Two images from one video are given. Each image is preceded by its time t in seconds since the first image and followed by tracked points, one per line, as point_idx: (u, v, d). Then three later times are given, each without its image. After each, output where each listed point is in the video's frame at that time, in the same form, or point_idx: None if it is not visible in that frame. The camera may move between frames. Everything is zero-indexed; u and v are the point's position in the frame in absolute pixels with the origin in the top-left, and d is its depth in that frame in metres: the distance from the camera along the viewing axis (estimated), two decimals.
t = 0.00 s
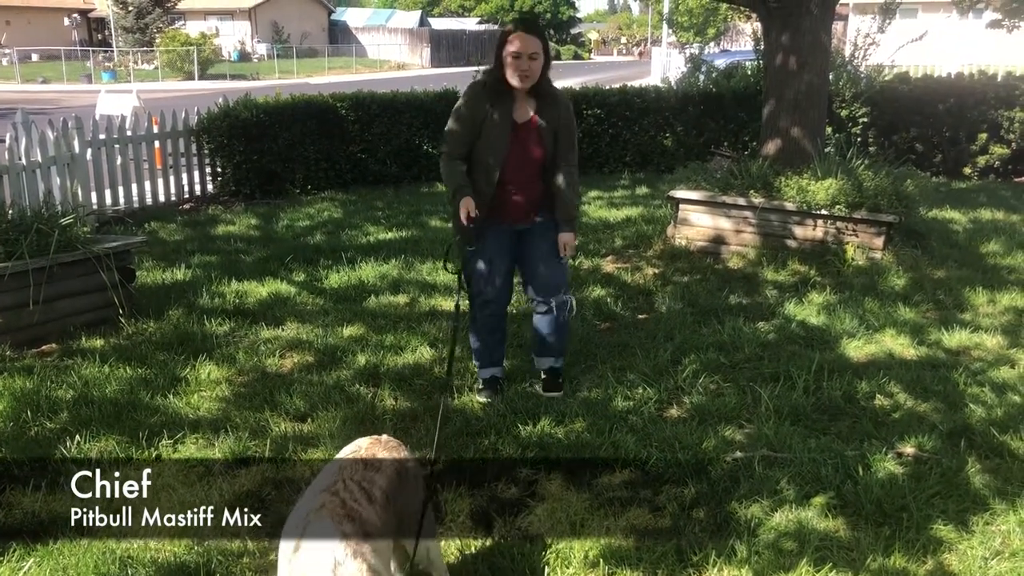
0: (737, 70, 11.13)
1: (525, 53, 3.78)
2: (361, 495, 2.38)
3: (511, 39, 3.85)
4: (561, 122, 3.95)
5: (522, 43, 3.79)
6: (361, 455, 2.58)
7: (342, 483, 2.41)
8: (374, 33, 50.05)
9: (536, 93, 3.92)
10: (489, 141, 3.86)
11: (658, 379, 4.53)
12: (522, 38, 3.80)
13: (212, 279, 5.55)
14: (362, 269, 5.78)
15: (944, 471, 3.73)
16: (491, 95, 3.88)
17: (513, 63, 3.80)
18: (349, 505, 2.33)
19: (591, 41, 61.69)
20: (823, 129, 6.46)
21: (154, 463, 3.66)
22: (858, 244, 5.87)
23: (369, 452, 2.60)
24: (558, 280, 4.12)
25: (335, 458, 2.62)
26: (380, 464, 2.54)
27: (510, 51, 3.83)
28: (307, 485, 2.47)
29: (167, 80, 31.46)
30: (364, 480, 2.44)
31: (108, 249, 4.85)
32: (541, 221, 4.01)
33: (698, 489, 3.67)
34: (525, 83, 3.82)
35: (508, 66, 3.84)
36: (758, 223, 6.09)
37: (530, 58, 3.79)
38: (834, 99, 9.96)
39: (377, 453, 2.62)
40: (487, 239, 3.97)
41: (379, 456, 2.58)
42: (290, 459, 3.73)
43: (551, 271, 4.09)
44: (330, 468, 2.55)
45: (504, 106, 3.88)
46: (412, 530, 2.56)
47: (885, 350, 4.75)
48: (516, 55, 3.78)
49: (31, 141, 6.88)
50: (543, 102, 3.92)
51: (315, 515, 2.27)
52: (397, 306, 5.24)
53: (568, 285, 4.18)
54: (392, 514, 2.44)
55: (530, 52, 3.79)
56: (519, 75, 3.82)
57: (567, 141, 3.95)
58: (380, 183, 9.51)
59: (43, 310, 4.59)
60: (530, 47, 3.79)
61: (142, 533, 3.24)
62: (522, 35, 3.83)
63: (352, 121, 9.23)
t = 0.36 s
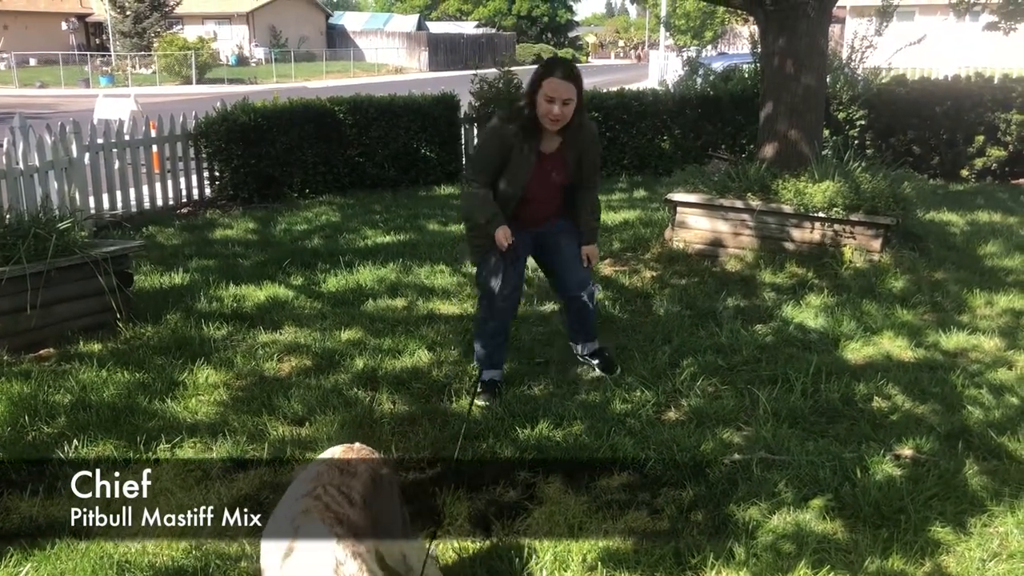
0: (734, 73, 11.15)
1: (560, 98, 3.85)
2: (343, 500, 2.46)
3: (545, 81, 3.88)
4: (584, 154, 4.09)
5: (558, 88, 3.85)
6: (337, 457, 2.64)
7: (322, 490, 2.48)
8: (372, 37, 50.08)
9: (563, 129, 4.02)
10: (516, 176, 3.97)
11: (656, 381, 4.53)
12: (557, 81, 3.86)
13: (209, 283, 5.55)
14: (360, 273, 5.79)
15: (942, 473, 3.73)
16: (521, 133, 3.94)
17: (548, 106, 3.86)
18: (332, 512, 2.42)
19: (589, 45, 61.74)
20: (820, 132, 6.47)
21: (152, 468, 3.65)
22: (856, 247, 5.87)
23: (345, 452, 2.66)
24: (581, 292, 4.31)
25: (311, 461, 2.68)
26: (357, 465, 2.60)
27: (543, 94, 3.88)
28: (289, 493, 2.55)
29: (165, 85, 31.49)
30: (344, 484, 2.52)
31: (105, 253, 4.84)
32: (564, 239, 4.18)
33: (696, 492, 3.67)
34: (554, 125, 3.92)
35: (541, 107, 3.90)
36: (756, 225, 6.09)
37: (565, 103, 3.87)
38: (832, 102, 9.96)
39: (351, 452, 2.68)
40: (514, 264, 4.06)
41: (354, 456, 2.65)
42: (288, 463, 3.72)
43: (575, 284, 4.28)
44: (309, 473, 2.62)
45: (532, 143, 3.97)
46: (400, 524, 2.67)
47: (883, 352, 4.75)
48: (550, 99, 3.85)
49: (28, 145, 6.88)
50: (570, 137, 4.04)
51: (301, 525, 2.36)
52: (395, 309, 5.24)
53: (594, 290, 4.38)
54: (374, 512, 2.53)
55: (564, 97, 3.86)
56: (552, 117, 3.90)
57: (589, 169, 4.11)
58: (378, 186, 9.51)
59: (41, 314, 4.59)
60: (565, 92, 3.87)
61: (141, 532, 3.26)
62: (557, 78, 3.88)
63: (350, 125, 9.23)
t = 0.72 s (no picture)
0: (729, 76, 11.17)
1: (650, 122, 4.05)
2: (334, 498, 2.53)
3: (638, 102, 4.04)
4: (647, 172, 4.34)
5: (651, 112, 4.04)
6: (324, 459, 2.71)
7: (312, 489, 2.54)
8: (368, 41, 50.11)
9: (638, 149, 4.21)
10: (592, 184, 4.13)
11: (653, 384, 4.54)
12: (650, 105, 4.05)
13: (205, 288, 5.55)
14: (356, 277, 5.78)
15: (938, 474, 3.74)
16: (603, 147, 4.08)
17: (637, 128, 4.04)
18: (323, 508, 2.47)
19: (584, 48, 61.79)
20: (815, 134, 6.48)
21: (148, 473, 3.64)
22: (851, 249, 5.90)
23: (331, 456, 2.73)
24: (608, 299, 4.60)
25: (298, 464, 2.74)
26: (344, 466, 2.68)
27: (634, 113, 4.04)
28: (277, 495, 2.60)
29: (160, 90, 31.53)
30: (333, 484, 2.59)
31: (101, 258, 4.84)
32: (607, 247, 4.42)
33: (692, 494, 3.67)
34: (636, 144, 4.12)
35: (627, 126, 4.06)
36: (751, 228, 6.10)
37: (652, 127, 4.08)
38: (826, 104, 9.97)
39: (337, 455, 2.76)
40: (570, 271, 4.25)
41: (340, 459, 2.72)
42: (283, 468, 3.72)
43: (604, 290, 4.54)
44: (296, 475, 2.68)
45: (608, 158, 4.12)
46: (388, 526, 2.73)
47: (878, 353, 4.75)
48: (639, 120, 4.03)
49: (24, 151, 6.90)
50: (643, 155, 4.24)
51: (294, 520, 2.41)
52: (390, 313, 5.24)
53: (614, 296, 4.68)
54: (363, 512, 2.59)
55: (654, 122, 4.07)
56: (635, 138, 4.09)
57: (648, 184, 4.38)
58: (374, 190, 9.52)
59: (36, 320, 4.59)
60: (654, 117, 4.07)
61: (138, 534, 3.28)
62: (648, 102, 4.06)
63: (346, 129, 9.24)
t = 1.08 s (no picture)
0: (721, 80, 11.20)
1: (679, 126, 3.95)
2: (325, 503, 2.53)
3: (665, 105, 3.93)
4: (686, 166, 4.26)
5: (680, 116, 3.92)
6: (315, 464, 2.71)
7: (302, 493, 2.54)
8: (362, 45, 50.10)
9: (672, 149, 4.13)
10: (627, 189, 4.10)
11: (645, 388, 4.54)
12: (678, 108, 3.92)
13: (197, 293, 5.54)
14: (348, 281, 5.78)
15: (928, 477, 3.76)
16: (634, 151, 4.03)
17: (665, 132, 3.95)
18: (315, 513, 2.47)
19: (578, 51, 61.85)
20: (806, 139, 6.49)
21: (139, 477, 3.65)
22: (842, 253, 5.90)
23: (320, 461, 2.74)
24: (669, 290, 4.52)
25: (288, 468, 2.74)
26: (335, 471, 2.69)
27: (662, 118, 3.95)
28: (267, 499, 2.59)
29: (151, 94, 31.46)
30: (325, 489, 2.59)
31: (92, 263, 4.83)
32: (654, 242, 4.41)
33: (684, 498, 3.67)
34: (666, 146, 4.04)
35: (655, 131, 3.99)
36: (742, 232, 6.12)
37: (683, 130, 3.97)
38: (818, 108, 10.00)
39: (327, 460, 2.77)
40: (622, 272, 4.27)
41: (330, 464, 2.73)
42: (275, 473, 3.72)
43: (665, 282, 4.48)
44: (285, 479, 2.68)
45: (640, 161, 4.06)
46: (378, 534, 2.72)
47: (869, 357, 4.77)
48: (667, 125, 3.94)
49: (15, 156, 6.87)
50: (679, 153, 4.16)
51: (284, 524, 2.40)
52: (382, 318, 5.24)
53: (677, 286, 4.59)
54: (352, 517, 2.60)
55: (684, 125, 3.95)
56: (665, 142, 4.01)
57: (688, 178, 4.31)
58: (366, 194, 9.51)
59: (27, 325, 4.57)
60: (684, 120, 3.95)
61: (141, 533, 3.32)
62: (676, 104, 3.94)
63: (338, 133, 9.24)
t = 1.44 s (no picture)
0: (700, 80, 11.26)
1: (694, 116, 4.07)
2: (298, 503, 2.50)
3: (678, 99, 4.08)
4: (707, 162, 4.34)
5: (692, 107, 4.05)
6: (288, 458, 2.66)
7: (273, 488, 2.52)
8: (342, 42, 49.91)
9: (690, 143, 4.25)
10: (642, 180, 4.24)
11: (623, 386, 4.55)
12: (689, 99, 4.06)
13: (172, 290, 5.50)
14: (325, 279, 5.76)
15: (900, 474, 3.80)
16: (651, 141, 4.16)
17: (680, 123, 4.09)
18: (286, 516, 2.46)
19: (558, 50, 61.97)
20: (782, 139, 6.54)
21: (114, 475, 3.61)
22: (817, 252, 5.99)
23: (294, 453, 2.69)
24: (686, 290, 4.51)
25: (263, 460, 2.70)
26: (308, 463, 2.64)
27: (676, 112, 4.10)
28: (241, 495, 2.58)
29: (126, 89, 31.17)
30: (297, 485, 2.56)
31: (66, 259, 4.81)
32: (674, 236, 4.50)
33: (659, 495, 3.69)
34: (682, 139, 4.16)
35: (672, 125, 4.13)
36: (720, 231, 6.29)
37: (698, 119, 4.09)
38: (795, 109, 10.07)
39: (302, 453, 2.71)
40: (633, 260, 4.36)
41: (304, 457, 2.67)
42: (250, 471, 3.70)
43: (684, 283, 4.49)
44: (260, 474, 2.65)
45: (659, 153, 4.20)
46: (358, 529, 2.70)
47: (843, 355, 4.81)
48: (680, 116, 4.08)
49: None
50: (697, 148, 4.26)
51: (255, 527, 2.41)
52: (360, 316, 5.22)
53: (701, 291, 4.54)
54: (325, 513, 2.57)
55: (698, 114, 4.08)
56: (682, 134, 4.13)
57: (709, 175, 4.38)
58: (345, 192, 9.48)
59: None
60: (697, 110, 4.07)
61: (142, 535, 3.27)
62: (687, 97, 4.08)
63: (316, 130, 9.20)
